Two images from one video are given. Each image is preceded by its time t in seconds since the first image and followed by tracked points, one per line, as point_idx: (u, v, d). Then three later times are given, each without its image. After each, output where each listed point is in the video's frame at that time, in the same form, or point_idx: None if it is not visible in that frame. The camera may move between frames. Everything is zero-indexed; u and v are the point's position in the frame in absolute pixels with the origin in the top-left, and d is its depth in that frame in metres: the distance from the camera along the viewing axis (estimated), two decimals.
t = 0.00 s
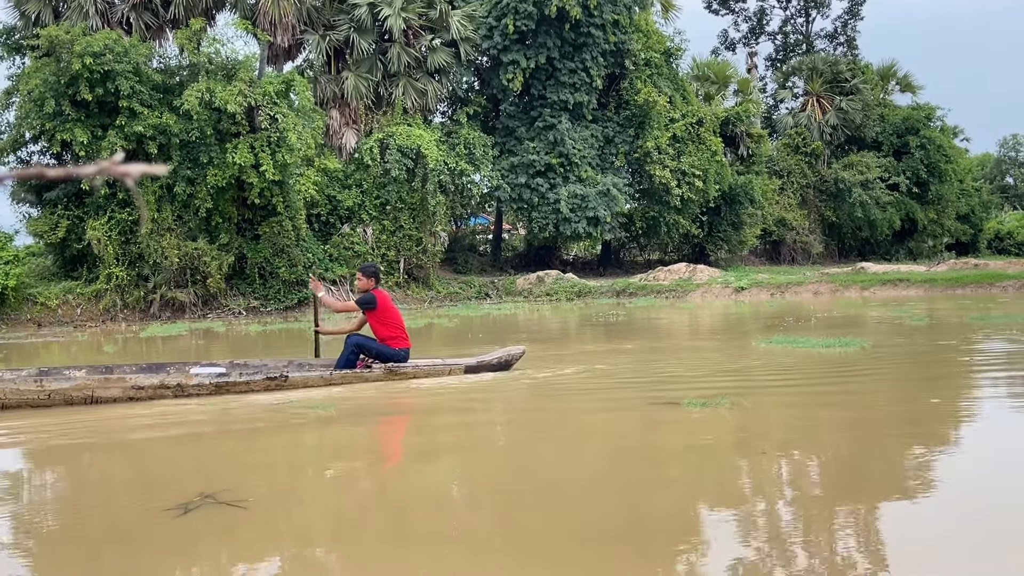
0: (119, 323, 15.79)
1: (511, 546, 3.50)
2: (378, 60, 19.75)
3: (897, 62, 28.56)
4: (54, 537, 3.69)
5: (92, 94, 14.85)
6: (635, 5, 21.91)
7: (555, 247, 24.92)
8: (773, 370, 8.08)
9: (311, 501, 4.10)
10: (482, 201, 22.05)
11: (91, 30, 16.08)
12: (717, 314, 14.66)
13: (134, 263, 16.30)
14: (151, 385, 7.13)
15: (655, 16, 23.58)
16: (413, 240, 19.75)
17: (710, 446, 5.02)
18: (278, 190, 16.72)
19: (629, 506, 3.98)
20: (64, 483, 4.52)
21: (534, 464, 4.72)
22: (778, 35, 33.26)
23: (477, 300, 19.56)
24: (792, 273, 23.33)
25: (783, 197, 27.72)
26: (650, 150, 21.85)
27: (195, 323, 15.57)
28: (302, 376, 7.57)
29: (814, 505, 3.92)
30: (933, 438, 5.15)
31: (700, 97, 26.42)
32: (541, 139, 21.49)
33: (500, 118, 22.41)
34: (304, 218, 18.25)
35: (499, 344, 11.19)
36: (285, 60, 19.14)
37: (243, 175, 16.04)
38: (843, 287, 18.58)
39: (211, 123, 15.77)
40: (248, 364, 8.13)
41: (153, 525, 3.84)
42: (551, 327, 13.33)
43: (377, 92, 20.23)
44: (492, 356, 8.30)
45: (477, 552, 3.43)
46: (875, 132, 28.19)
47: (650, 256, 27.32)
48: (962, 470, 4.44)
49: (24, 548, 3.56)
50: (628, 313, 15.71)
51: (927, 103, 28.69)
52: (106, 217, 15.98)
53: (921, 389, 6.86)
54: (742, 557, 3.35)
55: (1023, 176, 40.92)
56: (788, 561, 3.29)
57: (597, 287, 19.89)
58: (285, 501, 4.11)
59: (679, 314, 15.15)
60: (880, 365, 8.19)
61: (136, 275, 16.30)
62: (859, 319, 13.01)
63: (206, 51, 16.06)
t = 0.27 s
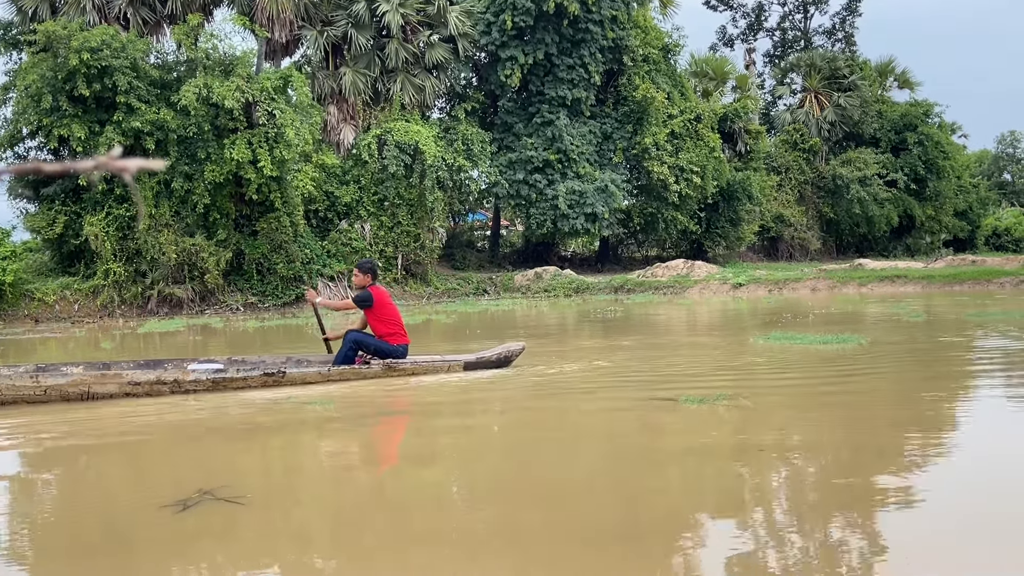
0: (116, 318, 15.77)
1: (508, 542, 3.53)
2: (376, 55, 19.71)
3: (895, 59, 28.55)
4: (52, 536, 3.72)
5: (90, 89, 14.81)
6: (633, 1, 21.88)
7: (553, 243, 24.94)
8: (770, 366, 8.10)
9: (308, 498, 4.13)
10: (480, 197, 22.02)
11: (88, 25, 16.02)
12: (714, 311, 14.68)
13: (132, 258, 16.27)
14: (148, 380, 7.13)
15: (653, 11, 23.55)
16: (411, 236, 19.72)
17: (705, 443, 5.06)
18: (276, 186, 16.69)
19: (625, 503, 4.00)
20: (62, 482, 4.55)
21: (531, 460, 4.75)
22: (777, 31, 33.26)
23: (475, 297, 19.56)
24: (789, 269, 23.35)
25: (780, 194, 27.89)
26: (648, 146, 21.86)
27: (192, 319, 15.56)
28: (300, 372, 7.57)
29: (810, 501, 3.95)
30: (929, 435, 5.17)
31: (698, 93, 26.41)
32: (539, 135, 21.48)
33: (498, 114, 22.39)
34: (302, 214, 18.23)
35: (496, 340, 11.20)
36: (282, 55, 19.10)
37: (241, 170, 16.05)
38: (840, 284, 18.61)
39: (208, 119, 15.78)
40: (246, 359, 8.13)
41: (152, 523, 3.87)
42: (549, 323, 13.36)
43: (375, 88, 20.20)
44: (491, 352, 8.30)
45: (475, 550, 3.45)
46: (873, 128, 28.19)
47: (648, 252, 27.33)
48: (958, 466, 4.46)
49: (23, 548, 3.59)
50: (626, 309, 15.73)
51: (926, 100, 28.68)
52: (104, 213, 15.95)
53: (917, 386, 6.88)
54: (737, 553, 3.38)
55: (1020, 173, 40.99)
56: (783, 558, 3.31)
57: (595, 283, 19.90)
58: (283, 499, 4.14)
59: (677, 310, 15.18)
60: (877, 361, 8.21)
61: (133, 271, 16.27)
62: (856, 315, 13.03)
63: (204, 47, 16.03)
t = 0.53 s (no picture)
0: (114, 315, 15.75)
1: (507, 538, 3.54)
2: (373, 52, 19.67)
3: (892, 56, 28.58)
4: (50, 532, 3.72)
5: (87, 85, 14.78)
6: None
7: (550, 240, 24.95)
8: (766, 363, 8.12)
9: (306, 494, 4.15)
10: (477, 194, 22.02)
11: (85, 22, 15.96)
12: (711, 308, 14.70)
13: (129, 255, 16.24)
14: (143, 377, 7.13)
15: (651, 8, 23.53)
16: (408, 233, 19.66)
17: (702, 439, 5.07)
18: (274, 183, 16.67)
19: (622, 498, 4.02)
20: (59, 477, 4.56)
21: (528, 456, 4.76)
22: (774, 28, 33.27)
23: (473, 293, 19.56)
24: (787, 266, 23.38)
25: (778, 191, 27.96)
26: (646, 143, 21.87)
27: (190, 316, 15.55)
28: (296, 369, 7.57)
29: (807, 498, 3.97)
30: (926, 431, 5.19)
31: (695, 90, 26.41)
32: (537, 132, 21.48)
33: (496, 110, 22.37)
34: (300, 211, 18.22)
35: (494, 337, 11.21)
36: (280, 52, 19.07)
37: (238, 167, 15.99)
38: (837, 280, 18.64)
39: (205, 115, 15.71)
40: (243, 356, 8.13)
41: (150, 519, 3.88)
42: (546, 320, 13.38)
43: (372, 84, 20.18)
44: (488, 349, 8.31)
45: (474, 546, 3.46)
46: (870, 125, 28.23)
47: (646, 249, 27.35)
48: (955, 463, 4.47)
49: (20, 543, 3.60)
50: (623, 305, 15.76)
51: (923, 97, 28.72)
52: (101, 209, 15.93)
53: (913, 382, 6.91)
54: (735, 548, 3.39)
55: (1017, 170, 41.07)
56: (781, 555, 3.32)
57: (592, 280, 19.92)
58: (282, 494, 4.16)
59: (674, 307, 15.21)
60: (873, 358, 8.23)
61: (130, 267, 16.25)
62: (853, 312, 13.06)
63: (201, 43, 15.98)
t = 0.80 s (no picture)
0: (111, 312, 15.73)
1: (505, 537, 3.54)
2: (371, 49, 19.66)
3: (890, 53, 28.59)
4: (47, 529, 3.72)
5: (84, 82, 14.76)
6: None
7: (548, 237, 24.96)
8: (763, 360, 8.12)
9: (304, 492, 4.14)
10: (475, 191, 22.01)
11: (82, 18, 15.93)
12: (709, 305, 14.71)
13: (127, 252, 16.22)
14: (139, 375, 7.12)
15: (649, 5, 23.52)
16: (406, 230, 19.68)
17: (699, 436, 5.08)
18: (271, 180, 16.66)
19: (621, 496, 4.02)
20: (57, 474, 4.56)
21: (526, 454, 4.76)
22: (772, 26, 33.28)
23: (470, 290, 19.55)
24: (784, 264, 23.41)
25: (776, 188, 27.93)
26: (644, 140, 21.86)
27: (187, 313, 15.53)
28: (293, 367, 7.57)
29: (805, 496, 3.97)
30: (923, 429, 5.18)
31: (693, 87, 26.40)
32: (535, 129, 21.48)
33: (494, 107, 22.35)
34: (297, 208, 18.20)
35: (491, 334, 11.21)
36: (277, 49, 19.05)
37: (236, 164, 15.94)
38: (835, 278, 18.66)
39: (203, 112, 15.67)
40: (239, 354, 8.13)
41: (148, 516, 3.88)
42: (544, 317, 13.38)
43: (370, 81, 20.17)
44: (486, 347, 8.31)
45: (472, 546, 3.45)
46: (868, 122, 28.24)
47: (643, 246, 27.37)
48: (954, 463, 4.45)
49: (17, 540, 3.59)
50: (621, 302, 15.77)
51: (921, 94, 28.73)
52: (98, 206, 15.92)
53: (910, 380, 6.91)
54: (733, 549, 3.39)
55: (1015, 167, 41.11)
56: (780, 555, 3.31)
57: (590, 277, 19.93)
58: (280, 492, 4.15)
59: (672, 304, 15.22)
60: (871, 355, 8.23)
61: (128, 264, 16.23)
62: (851, 310, 13.06)
63: (199, 40, 15.94)
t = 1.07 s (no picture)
0: (109, 310, 15.73)
1: (504, 534, 3.54)
2: (369, 46, 19.66)
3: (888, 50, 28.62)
4: (46, 525, 3.72)
5: (81, 79, 14.72)
6: None
7: (546, 235, 24.98)
8: (760, 358, 8.14)
9: (303, 489, 4.15)
10: (473, 188, 22.00)
11: (79, 15, 15.89)
12: (706, 303, 14.72)
13: (124, 249, 16.20)
14: (134, 373, 7.11)
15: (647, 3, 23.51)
16: (404, 228, 19.71)
17: (696, 434, 5.09)
18: (269, 177, 16.64)
19: (620, 494, 4.03)
20: (55, 471, 4.56)
21: (524, 452, 4.77)
22: (770, 23, 33.29)
23: (468, 288, 19.55)
24: (781, 261, 23.47)
25: (774, 185, 27.93)
26: (642, 138, 21.87)
27: (185, 310, 15.54)
28: (290, 365, 7.57)
29: (803, 493, 3.97)
30: (921, 426, 5.21)
31: (692, 84, 26.41)
32: (533, 127, 21.48)
33: (492, 105, 22.34)
34: (295, 206, 18.19)
35: (489, 332, 11.21)
36: (275, 46, 19.03)
37: (233, 161, 15.92)
38: (833, 276, 18.70)
39: (200, 109, 15.65)
40: (236, 352, 8.13)
41: (148, 512, 3.88)
42: (542, 315, 13.40)
43: (367, 79, 20.16)
44: (485, 345, 8.30)
45: (471, 543, 3.45)
46: (866, 120, 28.25)
47: (641, 244, 27.41)
48: (952, 461, 4.46)
49: (16, 535, 3.59)
50: (619, 300, 15.81)
51: (918, 92, 28.76)
52: (96, 203, 15.88)
53: (906, 377, 6.93)
54: (731, 545, 3.39)
55: (1013, 165, 41.19)
56: (779, 551, 3.31)
57: (588, 275, 19.95)
58: (279, 489, 4.16)
59: (669, 301, 15.25)
60: (867, 353, 8.26)
61: (125, 262, 16.22)
62: (848, 307, 13.09)
63: (196, 37, 15.91)
